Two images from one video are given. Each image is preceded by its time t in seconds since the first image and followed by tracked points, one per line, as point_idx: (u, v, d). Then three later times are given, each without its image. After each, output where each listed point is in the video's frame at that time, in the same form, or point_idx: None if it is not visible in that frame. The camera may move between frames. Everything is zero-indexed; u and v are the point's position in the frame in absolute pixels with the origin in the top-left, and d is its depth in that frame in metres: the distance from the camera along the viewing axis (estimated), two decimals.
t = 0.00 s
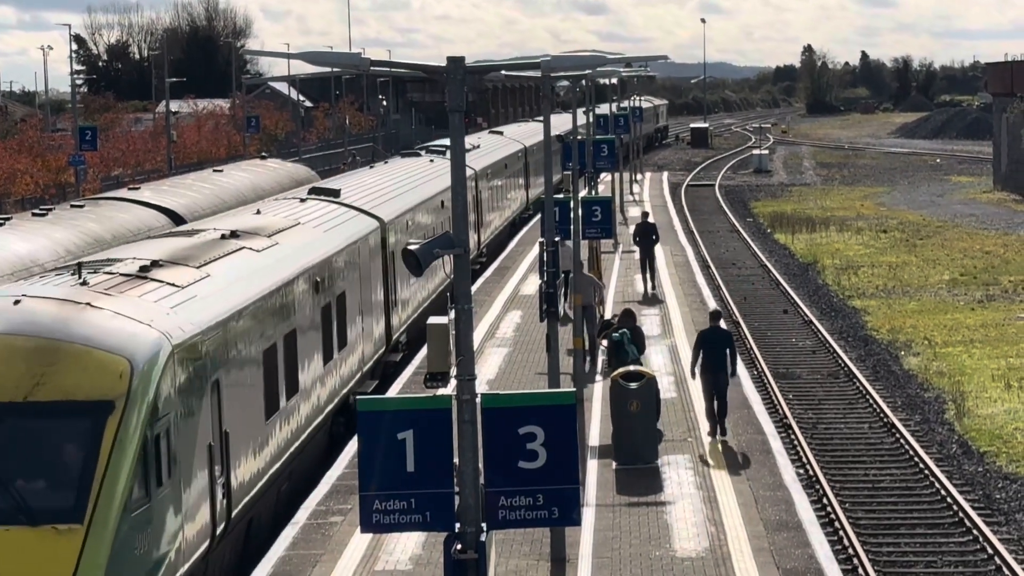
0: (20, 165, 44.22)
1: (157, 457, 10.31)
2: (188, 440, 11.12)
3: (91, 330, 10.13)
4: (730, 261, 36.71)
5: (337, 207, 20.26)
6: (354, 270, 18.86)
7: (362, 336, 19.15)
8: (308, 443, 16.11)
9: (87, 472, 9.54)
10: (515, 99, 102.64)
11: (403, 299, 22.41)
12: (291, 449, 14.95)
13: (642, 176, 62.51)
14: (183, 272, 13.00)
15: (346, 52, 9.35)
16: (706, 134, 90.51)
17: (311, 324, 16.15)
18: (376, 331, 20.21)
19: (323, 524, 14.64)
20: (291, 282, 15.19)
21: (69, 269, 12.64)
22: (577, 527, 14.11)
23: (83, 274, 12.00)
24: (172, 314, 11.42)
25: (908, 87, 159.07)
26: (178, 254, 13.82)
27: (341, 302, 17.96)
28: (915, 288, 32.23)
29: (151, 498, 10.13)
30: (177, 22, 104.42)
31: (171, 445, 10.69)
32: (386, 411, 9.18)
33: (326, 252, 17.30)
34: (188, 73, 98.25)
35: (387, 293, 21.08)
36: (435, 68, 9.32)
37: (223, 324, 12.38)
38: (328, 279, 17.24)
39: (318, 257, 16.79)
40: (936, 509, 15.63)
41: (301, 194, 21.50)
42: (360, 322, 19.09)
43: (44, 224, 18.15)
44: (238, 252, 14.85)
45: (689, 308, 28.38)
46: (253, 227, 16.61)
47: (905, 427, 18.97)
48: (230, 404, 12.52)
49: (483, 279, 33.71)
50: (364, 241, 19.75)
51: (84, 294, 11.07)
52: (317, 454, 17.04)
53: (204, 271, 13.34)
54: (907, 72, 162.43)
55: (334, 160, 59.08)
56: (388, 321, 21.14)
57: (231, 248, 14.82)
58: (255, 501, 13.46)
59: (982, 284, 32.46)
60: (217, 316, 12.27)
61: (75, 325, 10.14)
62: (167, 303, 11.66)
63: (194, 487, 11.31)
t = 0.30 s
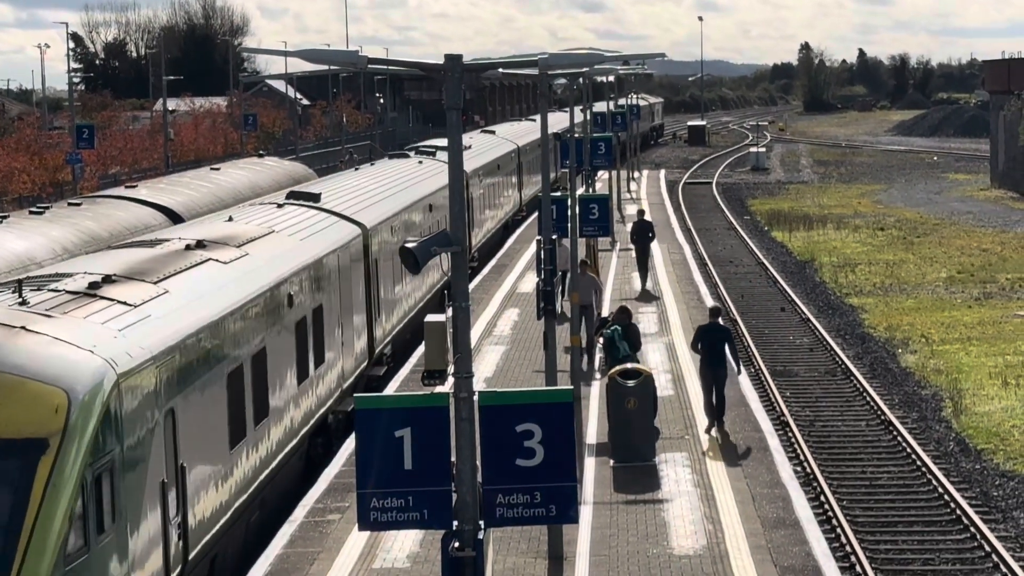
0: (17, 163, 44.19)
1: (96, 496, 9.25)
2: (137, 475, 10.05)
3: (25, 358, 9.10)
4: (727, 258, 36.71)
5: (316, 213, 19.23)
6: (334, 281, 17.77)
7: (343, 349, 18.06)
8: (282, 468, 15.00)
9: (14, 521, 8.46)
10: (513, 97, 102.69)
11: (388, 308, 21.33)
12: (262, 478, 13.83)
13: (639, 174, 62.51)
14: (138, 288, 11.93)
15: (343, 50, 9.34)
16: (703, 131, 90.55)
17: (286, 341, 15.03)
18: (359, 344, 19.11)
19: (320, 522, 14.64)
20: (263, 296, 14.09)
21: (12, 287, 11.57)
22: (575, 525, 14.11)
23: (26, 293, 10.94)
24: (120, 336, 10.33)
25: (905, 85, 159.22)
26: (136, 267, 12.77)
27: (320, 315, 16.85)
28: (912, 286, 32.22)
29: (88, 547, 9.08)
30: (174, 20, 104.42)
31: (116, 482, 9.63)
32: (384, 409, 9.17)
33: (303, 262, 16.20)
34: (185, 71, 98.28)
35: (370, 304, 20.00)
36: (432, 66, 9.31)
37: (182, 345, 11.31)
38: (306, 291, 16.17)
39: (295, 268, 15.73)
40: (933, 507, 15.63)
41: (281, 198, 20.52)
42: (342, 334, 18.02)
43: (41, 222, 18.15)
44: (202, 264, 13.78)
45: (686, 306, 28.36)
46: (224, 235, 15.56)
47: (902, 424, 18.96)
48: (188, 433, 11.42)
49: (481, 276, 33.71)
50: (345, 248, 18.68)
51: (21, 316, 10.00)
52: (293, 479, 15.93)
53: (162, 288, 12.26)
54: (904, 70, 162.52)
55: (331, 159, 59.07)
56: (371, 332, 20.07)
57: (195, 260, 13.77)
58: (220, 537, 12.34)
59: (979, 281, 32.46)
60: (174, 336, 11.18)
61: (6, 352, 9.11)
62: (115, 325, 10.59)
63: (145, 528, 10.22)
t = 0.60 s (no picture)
0: (14, 162, 44.19)
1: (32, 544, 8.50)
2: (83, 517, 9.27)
3: None
4: (725, 256, 36.71)
5: (294, 224, 18.12)
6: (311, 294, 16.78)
7: (322, 365, 17.09)
8: (252, 498, 14.00)
9: None
10: (510, 94, 102.62)
11: (370, 321, 20.18)
12: (227, 511, 12.85)
13: (637, 172, 62.48)
14: (86, 308, 11.08)
15: (341, 48, 9.31)
16: (701, 129, 90.46)
17: (256, 359, 14.08)
18: (338, 362, 18.03)
19: (318, 520, 14.64)
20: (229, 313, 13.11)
21: None
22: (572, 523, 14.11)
23: None
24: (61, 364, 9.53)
25: (902, 83, 159.22)
26: (85, 284, 11.87)
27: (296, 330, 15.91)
28: (910, 283, 32.20)
29: None
30: (171, 17, 104.29)
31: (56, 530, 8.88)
32: (383, 407, 9.17)
33: (276, 274, 15.22)
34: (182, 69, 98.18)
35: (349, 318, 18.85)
36: (429, 64, 9.31)
37: (133, 371, 10.44)
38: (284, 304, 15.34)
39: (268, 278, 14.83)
40: (930, 504, 15.63)
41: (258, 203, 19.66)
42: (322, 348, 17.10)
43: (38, 220, 18.15)
44: (161, 280, 12.80)
45: (684, 303, 28.36)
46: (189, 246, 14.60)
47: (900, 422, 18.96)
48: (140, 467, 10.50)
49: (478, 274, 33.70)
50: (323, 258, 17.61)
51: None
52: (266, 506, 14.97)
53: (112, 308, 11.35)
54: (902, 67, 162.54)
55: (328, 157, 59.00)
56: (352, 345, 18.94)
57: (154, 275, 12.82)
58: None
59: (977, 279, 32.46)
60: (122, 362, 10.30)
61: None
62: (52, 352, 9.74)
63: None
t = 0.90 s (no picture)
0: (11, 160, 44.17)
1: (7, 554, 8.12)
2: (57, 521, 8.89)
3: None
4: (722, 253, 36.70)
5: (270, 233, 16.90)
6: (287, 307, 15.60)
7: (297, 383, 15.89)
8: (216, 533, 12.72)
9: None
10: (507, 91, 102.67)
11: (351, 333, 18.96)
12: (186, 551, 11.55)
13: (633, 170, 62.45)
14: (21, 333, 9.88)
15: (339, 45, 9.31)
16: (698, 126, 90.45)
17: (223, 381, 12.88)
18: (315, 378, 16.83)
19: (316, 517, 14.64)
20: (190, 332, 11.88)
21: None
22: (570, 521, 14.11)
23: None
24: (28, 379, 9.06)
25: (899, 81, 159.32)
26: (25, 305, 10.73)
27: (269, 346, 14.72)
28: (906, 280, 32.20)
29: None
30: (168, 15, 104.35)
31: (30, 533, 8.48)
32: (379, 404, 9.17)
33: (247, 287, 14.04)
34: (179, 66, 98.30)
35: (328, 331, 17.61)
36: (426, 61, 9.30)
37: (72, 404, 9.21)
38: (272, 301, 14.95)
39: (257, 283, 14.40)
40: (928, 501, 15.64)
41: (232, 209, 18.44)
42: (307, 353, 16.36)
43: (35, 218, 18.13)
44: (114, 298, 11.67)
45: (681, 301, 28.35)
46: (150, 259, 13.41)
47: (897, 419, 18.97)
48: (79, 507, 9.30)
49: (475, 271, 33.67)
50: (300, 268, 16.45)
51: None
52: (234, 540, 13.65)
53: (53, 332, 10.18)
54: (899, 64, 162.65)
55: (325, 154, 59.07)
56: (330, 360, 17.72)
57: (106, 292, 11.66)
58: None
59: (974, 276, 32.45)
60: (64, 393, 9.18)
61: None
62: None
63: None
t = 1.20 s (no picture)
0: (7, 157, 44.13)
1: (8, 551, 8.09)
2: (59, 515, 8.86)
3: None
4: (718, 250, 36.73)
5: (242, 241, 15.61)
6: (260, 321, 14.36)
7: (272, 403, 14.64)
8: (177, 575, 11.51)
9: None
10: (503, 89, 102.66)
11: (332, 346, 17.64)
12: None
13: (630, 167, 62.46)
14: None
15: (335, 43, 9.30)
16: (694, 123, 90.40)
17: (181, 407, 11.60)
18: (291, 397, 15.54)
19: (313, 514, 14.64)
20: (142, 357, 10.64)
21: None
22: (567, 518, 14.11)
23: None
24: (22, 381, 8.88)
25: (895, 78, 159.34)
26: None
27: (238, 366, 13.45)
28: (903, 277, 32.22)
29: None
30: (164, 11, 104.26)
31: (32, 526, 8.45)
32: (376, 402, 9.18)
33: (212, 302, 12.78)
34: (175, 63, 98.25)
35: (304, 346, 16.29)
36: (422, 58, 9.29)
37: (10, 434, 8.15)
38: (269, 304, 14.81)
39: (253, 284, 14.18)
40: (924, 498, 15.65)
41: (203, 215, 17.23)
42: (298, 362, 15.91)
43: (31, 215, 18.11)
44: (59, 320, 10.41)
45: (678, 298, 28.35)
46: (102, 275, 12.14)
47: (894, 416, 18.99)
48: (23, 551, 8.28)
49: (472, 269, 33.67)
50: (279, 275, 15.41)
51: None
52: None
53: None
54: (895, 61, 162.68)
55: (321, 152, 59.07)
56: (308, 377, 16.38)
57: (51, 312, 10.48)
58: None
59: (971, 273, 32.48)
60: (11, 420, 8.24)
61: None
62: None
63: None
